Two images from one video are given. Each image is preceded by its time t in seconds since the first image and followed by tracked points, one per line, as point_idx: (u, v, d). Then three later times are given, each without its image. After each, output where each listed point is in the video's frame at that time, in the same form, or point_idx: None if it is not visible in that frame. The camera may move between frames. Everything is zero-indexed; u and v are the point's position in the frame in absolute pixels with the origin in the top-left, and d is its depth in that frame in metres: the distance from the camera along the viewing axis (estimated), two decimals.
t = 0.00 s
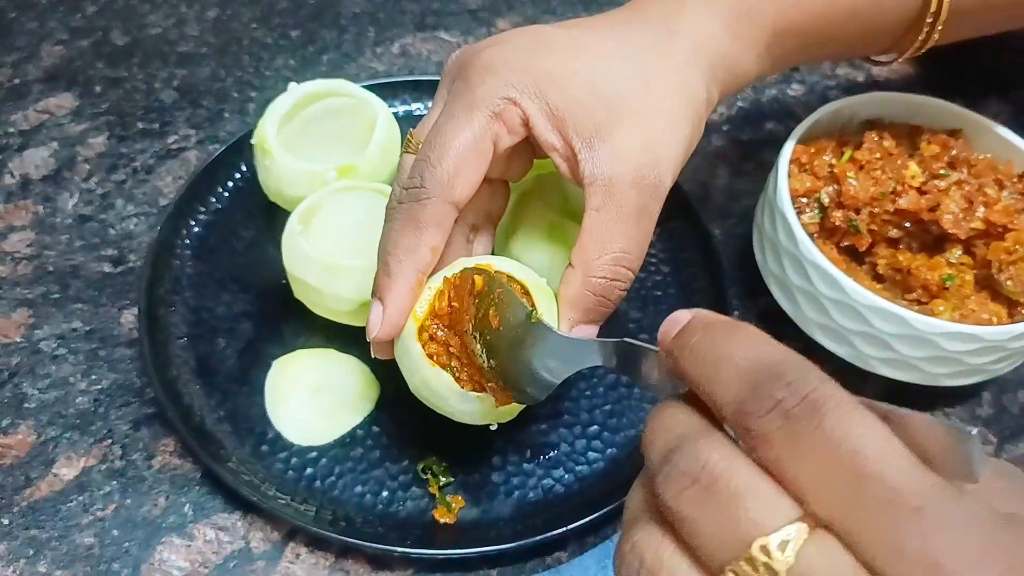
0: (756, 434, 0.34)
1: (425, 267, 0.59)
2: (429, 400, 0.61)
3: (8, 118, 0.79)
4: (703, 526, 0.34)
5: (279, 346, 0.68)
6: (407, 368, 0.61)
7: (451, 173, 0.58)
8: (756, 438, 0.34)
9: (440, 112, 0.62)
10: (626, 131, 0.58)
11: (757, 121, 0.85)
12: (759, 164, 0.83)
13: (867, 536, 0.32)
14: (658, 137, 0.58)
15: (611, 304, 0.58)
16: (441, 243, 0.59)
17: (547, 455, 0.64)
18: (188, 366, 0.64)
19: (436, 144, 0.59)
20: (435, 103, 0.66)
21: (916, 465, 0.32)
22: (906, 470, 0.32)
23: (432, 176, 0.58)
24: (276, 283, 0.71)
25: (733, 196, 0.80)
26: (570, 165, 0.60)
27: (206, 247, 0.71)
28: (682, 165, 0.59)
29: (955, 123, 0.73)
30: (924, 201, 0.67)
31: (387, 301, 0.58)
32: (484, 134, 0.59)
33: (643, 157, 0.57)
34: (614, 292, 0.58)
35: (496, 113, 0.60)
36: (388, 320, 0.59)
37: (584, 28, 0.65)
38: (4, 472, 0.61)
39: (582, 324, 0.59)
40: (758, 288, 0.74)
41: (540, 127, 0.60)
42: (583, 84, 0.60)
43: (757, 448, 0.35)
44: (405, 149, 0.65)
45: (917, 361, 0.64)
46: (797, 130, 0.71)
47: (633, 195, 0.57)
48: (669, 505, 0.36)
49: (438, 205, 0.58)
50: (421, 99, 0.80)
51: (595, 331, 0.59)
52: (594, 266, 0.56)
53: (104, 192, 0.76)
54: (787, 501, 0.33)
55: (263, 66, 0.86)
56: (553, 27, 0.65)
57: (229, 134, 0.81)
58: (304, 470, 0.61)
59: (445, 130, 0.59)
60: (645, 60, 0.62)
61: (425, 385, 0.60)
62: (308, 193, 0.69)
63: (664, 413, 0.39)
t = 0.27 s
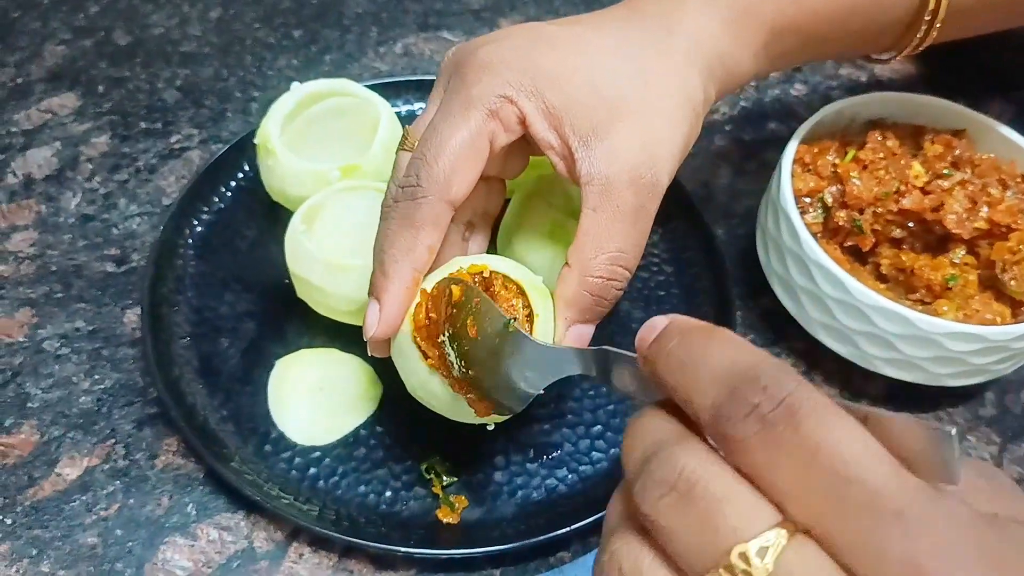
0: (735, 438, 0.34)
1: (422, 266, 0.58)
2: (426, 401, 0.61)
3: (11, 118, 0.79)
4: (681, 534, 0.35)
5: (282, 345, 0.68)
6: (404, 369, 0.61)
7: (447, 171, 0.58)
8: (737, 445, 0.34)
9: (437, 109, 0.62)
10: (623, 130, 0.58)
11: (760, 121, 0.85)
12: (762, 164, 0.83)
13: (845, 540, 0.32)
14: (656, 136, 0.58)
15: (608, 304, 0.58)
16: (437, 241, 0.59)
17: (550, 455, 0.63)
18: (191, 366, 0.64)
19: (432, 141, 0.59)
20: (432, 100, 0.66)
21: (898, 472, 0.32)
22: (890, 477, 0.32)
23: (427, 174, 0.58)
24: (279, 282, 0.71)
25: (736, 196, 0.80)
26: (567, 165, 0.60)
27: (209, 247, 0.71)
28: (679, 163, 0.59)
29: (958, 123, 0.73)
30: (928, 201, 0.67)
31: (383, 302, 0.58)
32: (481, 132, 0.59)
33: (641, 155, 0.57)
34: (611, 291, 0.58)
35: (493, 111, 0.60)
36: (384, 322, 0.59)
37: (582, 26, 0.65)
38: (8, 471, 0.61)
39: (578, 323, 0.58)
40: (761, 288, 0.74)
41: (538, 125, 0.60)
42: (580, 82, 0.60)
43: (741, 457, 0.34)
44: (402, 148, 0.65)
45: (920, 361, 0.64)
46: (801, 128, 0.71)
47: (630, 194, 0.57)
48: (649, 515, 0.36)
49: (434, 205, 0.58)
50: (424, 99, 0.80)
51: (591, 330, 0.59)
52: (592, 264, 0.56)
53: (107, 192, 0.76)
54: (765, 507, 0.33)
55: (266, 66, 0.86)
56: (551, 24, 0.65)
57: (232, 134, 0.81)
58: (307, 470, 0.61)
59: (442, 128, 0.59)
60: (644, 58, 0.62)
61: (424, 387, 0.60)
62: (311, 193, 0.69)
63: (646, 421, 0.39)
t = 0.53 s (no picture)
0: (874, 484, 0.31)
1: (413, 252, 0.58)
2: (409, 388, 0.59)
3: (10, 125, 0.79)
4: None
5: (283, 353, 0.68)
6: (389, 354, 0.60)
7: (439, 159, 0.58)
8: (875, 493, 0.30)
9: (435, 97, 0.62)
10: (620, 131, 0.58)
11: (758, 128, 0.86)
12: (761, 171, 0.83)
13: None
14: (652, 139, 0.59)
15: (595, 304, 0.58)
16: (427, 227, 0.58)
17: (552, 462, 0.64)
18: (193, 375, 0.64)
19: (427, 128, 0.59)
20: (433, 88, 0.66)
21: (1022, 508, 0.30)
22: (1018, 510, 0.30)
23: (419, 161, 0.58)
24: (280, 290, 0.71)
25: (735, 203, 0.80)
26: (563, 161, 0.60)
27: (210, 255, 0.71)
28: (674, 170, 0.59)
29: (954, 128, 0.73)
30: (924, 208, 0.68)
31: (375, 286, 0.57)
32: (476, 123, 0.59)
33: (636, 159, 0.58)
34: (599, 290, 0.58)
35: (492, 103, 0.60)
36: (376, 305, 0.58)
37: (588, 22, 0.65)
38: (9, 481, 0.61)
39: (571, 321, 0.58)
40: (761, 295, 0.75)
41: (534, 119, 0.60)
42: (580, 79, 0.60)
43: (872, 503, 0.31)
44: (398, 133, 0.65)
45: (918, 366, 0.64)
46: (796, 137, 0.71)
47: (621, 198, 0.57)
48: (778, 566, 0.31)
49: (425, 189, 0.58)
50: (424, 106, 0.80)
51: (584, 328, 0.58)
52: (579, 264, 0.56)
53: (107, 199, 0.76)
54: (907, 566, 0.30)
55: (266, 73, 0.86)
56: (558, 18, 0.64)
57: (232, 141, 0.81)
58: (309, 478, 0.61)
59: (438, 115, 0.59)
60: (646, 60, 0.62)
61: (406, 372, 0.59)
62: (311, 201, 0.69)
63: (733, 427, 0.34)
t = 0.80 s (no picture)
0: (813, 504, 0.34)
1: (428, 257, 0.58)
2: (418, 400, 0.58)
3: (15, 125, 0.79)
4: None
5: (291, 354, 0.67)
6: (399, 363, 0.59)
7: (460, 163, 0.58)
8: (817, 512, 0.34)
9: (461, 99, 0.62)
10: (648, 142, 0.57)
11: (768, 129, 0.85)
12: (771, 171, 0.82)
13: None
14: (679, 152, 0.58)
15: (615, 319, 0.58)
16: (442, 231, 0.58)
17: (562, 465, 0.63)
18: (200, 376, 0.64)
19: (451, 131, 0.59)
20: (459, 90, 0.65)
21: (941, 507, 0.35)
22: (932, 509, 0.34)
23: (439, 164, 0.58)
24: (288, 291, 0.71)
25: (745, 203, 0.80)
26: (586, 172, 0.60)
27: (217, 256, 0.71)
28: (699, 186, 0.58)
29: (965, 129, 0.73)
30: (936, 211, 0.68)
31: (388, 291, 0.57)
32: (500, 127, 0.59)
33: (662, 172, 0.57)
34: (618, 305, 0.58)
35: (518, 108, 0.59)
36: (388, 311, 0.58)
37: (621, 27, 0.64)
38: (15, 483, 0.61)
39: (588, 338, 0.58)
40: (771, 296, 0.74)
41: (560, 127, 0.60)
42: (609, 86, 0.59)
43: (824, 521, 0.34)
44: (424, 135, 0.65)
45: (932, 369, 0.63)
46: (806, 137, 0.71)
47: (645, 212, 0.56)
48: None
49: (443, 194, 0.58)
50: (431, 105, 0.80)
51: (600, 345, 0.59)
52: (597, 278, 0.56)
53: (113, 199, 0.75)
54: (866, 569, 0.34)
55: (273, 73, 0.86)
56: (591, 22, 0.64)
57: (239, 141, 0.80)
58: (318, 480, 0.61)
59: (462, 118, 0.59)
60: (678, 70, 0.61)
61: (416, 382, 0.58)
62: (319, 202, 0.69)
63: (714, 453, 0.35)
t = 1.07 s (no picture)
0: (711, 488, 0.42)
1: (453, 263, 0.57)
2: (436, 406, 0.57)
3: (17, 125, 0.78)
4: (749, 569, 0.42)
5: (296, 357, 0.67)
6: (420, 370, 0.58)
7: (487, 169, 0.57)
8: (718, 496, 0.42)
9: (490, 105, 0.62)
10: (680, 152, 0.57)
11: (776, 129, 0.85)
12: (779, 172, 0.82)
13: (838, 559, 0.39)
14: (713, 164, 0.57)
15: (643, 332, 0.58)
16: (469, 238, 0.57)
17: (571, 469, 0.62)
18: (204, 379, 0.63)
19: (480, 135, 0.58)
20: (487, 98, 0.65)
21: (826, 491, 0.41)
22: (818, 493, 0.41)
23: (467, 169, 0.57)
24: (292, 293, 0.70)
25: (753, 204, 0.79)
26: (616, 181, 0.59)
27: (221, 257, 0.70)
28: (733, 199, 0.58)
29: (976, 129, 0.71)
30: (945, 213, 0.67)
31: (410, 297, 0.56)
32: (530, 134, 0.59)
33: (695, 183, 0.56)
34: (646, 318, 0.57)
35: (548, 115, 0.59)
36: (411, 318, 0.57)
37: (653, 38, 0.63)
38: (17, 488, 0.60)
39: (613, 350, 0.57)
40: (780, 298, 0.73)
41: (592, 136, 0.59)
42: (642, 95, 0.59)
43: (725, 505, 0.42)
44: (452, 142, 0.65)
45: (945, 372, 0.63)
46: (818, 137, 0.70)
47: (677, 223, 0.56)
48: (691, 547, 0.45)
49: (471, 200, 0.57)
50: (437, 106, 0.79)
51: (626, 359, 0.58)
52: (627, 290, 0.55)
53: (116, 200, 0.75)
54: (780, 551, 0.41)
55: (277, 72, 0.85)
56: (625, 33, 0.63)
57: (243, 141, 0.80)
58: (324, 485, 0.60)
59: (492, 123, 0.59)
60: (712, 80, 0.60)
61: (434, 390, 0.57)
62: (325, 202, 0.68)
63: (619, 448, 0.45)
